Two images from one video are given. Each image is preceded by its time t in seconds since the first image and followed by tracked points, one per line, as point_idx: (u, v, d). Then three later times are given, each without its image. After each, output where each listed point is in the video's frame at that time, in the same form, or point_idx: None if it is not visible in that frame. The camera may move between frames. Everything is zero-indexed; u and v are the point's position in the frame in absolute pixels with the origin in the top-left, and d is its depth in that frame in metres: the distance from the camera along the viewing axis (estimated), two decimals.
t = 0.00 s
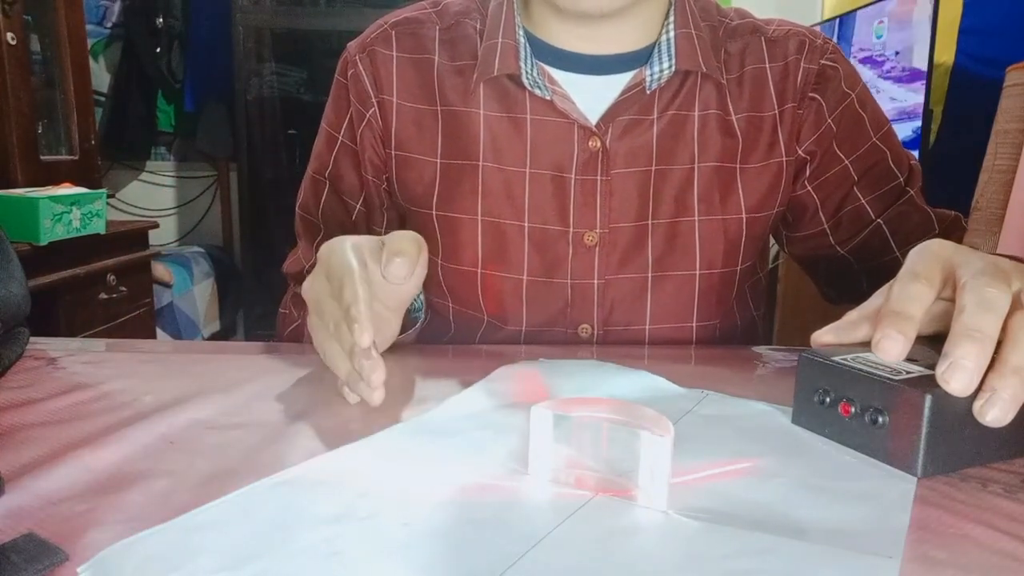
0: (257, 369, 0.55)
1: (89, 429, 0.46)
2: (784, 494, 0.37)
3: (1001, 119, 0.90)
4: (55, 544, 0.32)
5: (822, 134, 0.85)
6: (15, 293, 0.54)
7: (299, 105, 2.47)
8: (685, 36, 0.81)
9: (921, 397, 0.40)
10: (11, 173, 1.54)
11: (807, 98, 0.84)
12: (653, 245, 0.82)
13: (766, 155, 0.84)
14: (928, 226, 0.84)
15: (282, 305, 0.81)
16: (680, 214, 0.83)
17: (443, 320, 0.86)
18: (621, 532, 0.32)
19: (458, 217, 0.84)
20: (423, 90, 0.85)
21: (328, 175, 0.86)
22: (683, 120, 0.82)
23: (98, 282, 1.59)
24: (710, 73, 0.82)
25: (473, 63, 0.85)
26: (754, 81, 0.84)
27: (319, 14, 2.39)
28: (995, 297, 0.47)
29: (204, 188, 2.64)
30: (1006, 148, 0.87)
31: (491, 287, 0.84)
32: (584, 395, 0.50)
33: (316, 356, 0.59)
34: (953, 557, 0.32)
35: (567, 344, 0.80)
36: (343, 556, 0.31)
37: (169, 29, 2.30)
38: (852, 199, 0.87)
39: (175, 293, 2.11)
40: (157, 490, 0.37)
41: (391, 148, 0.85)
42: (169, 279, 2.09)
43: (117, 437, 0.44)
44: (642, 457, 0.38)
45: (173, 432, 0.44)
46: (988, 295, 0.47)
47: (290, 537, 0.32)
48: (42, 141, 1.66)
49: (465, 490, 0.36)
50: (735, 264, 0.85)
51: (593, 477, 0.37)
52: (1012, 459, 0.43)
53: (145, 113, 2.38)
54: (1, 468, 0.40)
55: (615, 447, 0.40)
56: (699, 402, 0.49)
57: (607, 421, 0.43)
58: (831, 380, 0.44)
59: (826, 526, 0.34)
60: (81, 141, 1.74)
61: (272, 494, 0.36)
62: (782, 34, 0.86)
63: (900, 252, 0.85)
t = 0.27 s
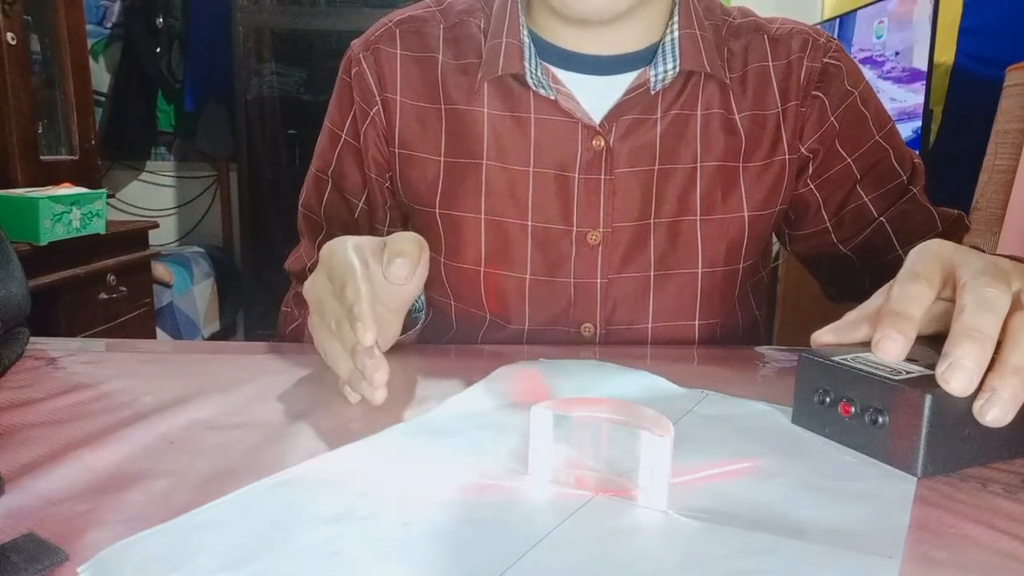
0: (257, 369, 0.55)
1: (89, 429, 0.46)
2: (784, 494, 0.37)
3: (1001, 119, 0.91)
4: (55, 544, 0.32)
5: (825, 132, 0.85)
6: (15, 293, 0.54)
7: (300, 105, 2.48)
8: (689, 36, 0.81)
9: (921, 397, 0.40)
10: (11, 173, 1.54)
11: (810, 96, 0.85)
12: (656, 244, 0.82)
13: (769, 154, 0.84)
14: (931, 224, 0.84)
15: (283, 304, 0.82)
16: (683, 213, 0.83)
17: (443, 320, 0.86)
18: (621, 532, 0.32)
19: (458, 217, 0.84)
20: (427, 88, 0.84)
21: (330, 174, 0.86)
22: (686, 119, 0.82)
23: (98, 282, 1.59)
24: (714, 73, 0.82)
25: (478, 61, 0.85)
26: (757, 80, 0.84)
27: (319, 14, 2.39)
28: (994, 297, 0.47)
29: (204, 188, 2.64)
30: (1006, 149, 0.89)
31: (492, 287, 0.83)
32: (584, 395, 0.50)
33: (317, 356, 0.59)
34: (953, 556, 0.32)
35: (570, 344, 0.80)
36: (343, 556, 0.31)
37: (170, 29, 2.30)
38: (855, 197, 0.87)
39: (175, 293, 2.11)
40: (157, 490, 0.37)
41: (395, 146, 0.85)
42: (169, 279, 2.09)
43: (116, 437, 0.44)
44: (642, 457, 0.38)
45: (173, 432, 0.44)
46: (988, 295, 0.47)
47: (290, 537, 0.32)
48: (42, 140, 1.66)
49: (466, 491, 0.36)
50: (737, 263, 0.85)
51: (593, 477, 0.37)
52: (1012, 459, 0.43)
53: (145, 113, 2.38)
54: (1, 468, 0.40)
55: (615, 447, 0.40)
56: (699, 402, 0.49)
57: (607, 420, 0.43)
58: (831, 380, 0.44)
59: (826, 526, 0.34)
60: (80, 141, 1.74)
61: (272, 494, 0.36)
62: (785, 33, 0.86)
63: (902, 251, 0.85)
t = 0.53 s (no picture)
0: (257, 369, 0.55)
1: (89, 429, 0.46)
2: (785, 494, 0.37)
3: (1001, 119, 0.91)
4: (55, 544, 0.32)
5: (826, 131, 0.85)
6: (15, 293, 0.54)
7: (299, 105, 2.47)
8: (690, 32, 0.81)
9: (921, 397, 0.40)
10: (11, 173, 1.54)
11: (813, 94, 0.84)
12: (657, 243, 0.82)
13: (771, 152, 0.84)
14: (931, 224, 0.84)
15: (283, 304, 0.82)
16: (684, 210, 0.83)
17: (444, 319, 0.87)
18: (621, 532, 0.32)
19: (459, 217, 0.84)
20: (428, 86, 0.84)
21: (330, 171, 0.86)
22: (688, 116, 0.82)
23: (98, 282, 1.59)
24: (715, 69, 0.82)
25: (479, 58, 0.84)
26: (758, 78, 0.84)
27: (320, 13, 2.39)
28: (994, 297, 0.47)
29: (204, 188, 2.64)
30: (1005, 148, 0.89)
31: (492, 285, 0.83)
32: (584, 395, 0.50)
33: (317, 356, 0.59)
34: (953, 557, 0.32)
35: (571, 342, 0.80)
36: (342, 556, 0.31)
37: (170, 29, 2.30)
38: (856, 197, 0.87)
39: (175, 293, 2.11)
40: (157, 490, 0.37)
41: (396, 143, 0.85)
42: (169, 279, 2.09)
43: (117, 437, 0.44)
44: (642, 457, 0.38)
45: (173, 432, 0.44)
46: (988, 295, 0.47)
47: (290, 537, 0.32)
48: (42, 140, 1.66)
49: (466, 491, 0.36)
50: (738, 261, 0.85)
51: (594, 477, 0.37)
52: (1012, 459, 0.43)
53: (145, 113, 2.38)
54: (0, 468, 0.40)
55: (615, 448, 0.40)
56: (699, 402, 0.49)
57: (607, 421, 0.43)
58: (831, 380, 0.44)
59: (826, 526, 0.34)
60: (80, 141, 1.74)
61: (271, 494, 0.36)
62: (787, 32, 0.86)
63: (902, 251, 0.85)
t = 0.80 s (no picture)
0: (257, 369, 0.55)
1: (89, 429, 0.46)
2: (784, 494, 0.37)
3: (1001, 119, 0.91)
4: (55, 544, 0.32)
5: (826, 131, 0.85)
6: (16, 293, 0.54)
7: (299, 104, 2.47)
8: (689, 32, 0.81)
9: (921, 397, 0.40)
10: (11, 173, 1.54)
11: (812, 95, 0.84)
12: (657, 243, 0.82)
13: (771, 152, 0.84)
14: (931, 225, 0.84)
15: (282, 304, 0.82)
16: (684, 211, 0.83)
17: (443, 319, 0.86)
18: (621, 532, 0.32)
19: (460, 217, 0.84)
20: (427, 86, 0.84)
21: (330, 173, 0.87)
22: (687, 116, 0.82)
23: (98, 282, 1.59)
24: (714, 69, 0.82)
25: (478, 59, 0.84)
26: (758, 79, 0.84)
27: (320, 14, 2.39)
28: (995, 297, 0.47)
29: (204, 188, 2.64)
30: (1005, 148, 0.89)
31: (492, 286, 0.83)
32: (584, 395, 0.50)
33: (316, 356, 0.59)
34: (953, 556, 0.32)
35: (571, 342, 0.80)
36: (342, 556, 0.31)
37: (170, 29, 2.30)
38: (855, 197, 0.87)
39: (175, 293, 2.11)
40: (157, 490, 0.37)
41: (395, 145, 0.85)
42: (169, 279, 2.09)
43: (117, 437, 0.44)
44: (642, 457, 0.38)
45: (173, 432, 0.44)
46: (988, 295, 0.47)
47: (290, 537, 0.32)
48: (42, 140, 1.66)
49: (466, 491, 0.36)
50: (738, 261, 0.85)
51: (593, 477, 0.37)
52: (1012, 460, 0.43)
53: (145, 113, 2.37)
54: (0, 468, 0.40)
55: (615, 448, 0.40)
56: (699, 402, 0.49)
57: (607, 421, 0.43)
58: (831, 380, 0.44)
59: (827, 526, 0.34)
60: (81, 141, 1.74)
61: (271, 494, 0.36)
62: (786, 32, 0.86)
63: (902, 251, 0.85)
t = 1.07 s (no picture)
0: (257, 369, 0.55)
1: (88, 429, 0.46)
2: (784, 494, 0.37)
3: (1001, 119, 0.91)
4: (55, 544, 0.32)
5: (825, 131, 0.85)
6: (16, 293, 0.54)
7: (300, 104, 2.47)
8: (687, 32, 0.81)
9: (921, 397, 0.40)
10: (11, 172, 1.54)
11: (811, 95, 0.84)
12: (657, 244, 0.82)
13: (770, 153, 0.84)
14: (930, 225, 0.84)
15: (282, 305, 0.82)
16: (683, 212, 0.83)
17: (443, 320, 0.87)
18: (621, 532, 0.32)
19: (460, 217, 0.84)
20: (425, 87, 0.84)
21: (328, 175, 0.86)
22: (686, 117, 0.82)
23: (98, 282, 1.59)
24: (713, 70, 0.82)
25: (477, 60, 0.84)
26: (757, 79, 0.84)
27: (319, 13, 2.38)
28: (995, 297, 0.47)
29: (204, 188, 2.64)
30: (1005, 148, 0.89)
31: (491, 286, 0.83)
32: (584, 395, 0.50)
33: (316, 356, 0.59)
34: (953, 556, 0.32)
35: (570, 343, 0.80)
36: (342, 556, 0.31)
37: (170, 29, 2.31)
38: (854, 197, 0.87)
39: (175, 293, 2.11)
40: (157, 490, 0.37)
41: (393, 146, 0.85)
42: (169, 279, 2.09)
43: (117, 437, 0.44)
44: (642, 457, 0.38)
45: (173, 432, 0.44)
46: (988, 295, 0.47)
47: (289, 537, 0.32)
48: (42, 140, 1.66)
49: (467, 491, 0.36)
50: (737, 262, 0.85)
51: (593, 477, 0.37)
52: (1012, 460, 0.43)
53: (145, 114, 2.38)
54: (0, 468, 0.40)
55: (615, 448, 0.40)
56: (699, 402, 0.49)
57: (607, 421, 0.43)
58: (831, 380, 0.44)
59: (827, 526, 0.34)
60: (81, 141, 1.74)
61: (272, 494, 0.36)
62: (785, 32, 0.86)
63: (902, 252, 0.85)
